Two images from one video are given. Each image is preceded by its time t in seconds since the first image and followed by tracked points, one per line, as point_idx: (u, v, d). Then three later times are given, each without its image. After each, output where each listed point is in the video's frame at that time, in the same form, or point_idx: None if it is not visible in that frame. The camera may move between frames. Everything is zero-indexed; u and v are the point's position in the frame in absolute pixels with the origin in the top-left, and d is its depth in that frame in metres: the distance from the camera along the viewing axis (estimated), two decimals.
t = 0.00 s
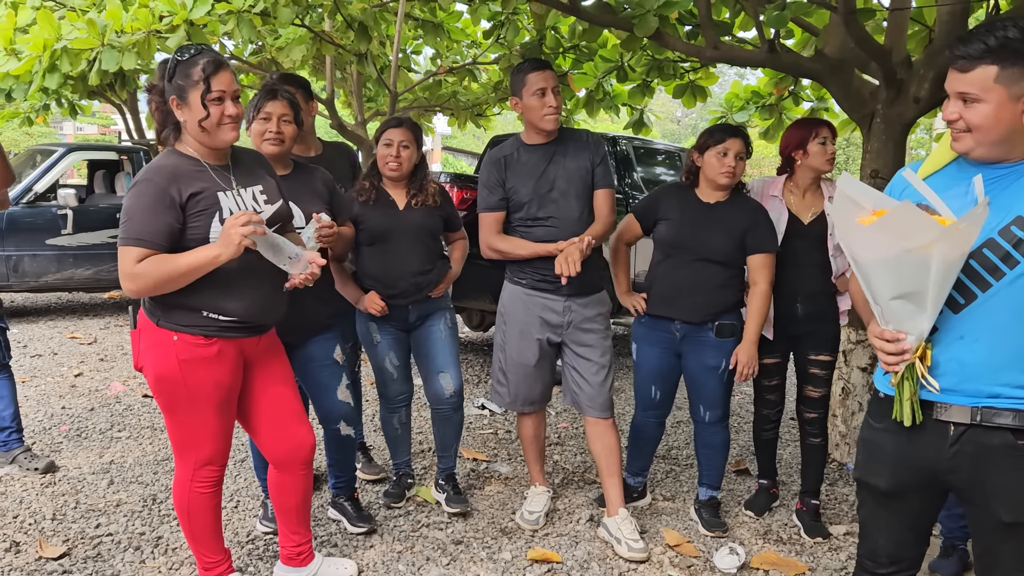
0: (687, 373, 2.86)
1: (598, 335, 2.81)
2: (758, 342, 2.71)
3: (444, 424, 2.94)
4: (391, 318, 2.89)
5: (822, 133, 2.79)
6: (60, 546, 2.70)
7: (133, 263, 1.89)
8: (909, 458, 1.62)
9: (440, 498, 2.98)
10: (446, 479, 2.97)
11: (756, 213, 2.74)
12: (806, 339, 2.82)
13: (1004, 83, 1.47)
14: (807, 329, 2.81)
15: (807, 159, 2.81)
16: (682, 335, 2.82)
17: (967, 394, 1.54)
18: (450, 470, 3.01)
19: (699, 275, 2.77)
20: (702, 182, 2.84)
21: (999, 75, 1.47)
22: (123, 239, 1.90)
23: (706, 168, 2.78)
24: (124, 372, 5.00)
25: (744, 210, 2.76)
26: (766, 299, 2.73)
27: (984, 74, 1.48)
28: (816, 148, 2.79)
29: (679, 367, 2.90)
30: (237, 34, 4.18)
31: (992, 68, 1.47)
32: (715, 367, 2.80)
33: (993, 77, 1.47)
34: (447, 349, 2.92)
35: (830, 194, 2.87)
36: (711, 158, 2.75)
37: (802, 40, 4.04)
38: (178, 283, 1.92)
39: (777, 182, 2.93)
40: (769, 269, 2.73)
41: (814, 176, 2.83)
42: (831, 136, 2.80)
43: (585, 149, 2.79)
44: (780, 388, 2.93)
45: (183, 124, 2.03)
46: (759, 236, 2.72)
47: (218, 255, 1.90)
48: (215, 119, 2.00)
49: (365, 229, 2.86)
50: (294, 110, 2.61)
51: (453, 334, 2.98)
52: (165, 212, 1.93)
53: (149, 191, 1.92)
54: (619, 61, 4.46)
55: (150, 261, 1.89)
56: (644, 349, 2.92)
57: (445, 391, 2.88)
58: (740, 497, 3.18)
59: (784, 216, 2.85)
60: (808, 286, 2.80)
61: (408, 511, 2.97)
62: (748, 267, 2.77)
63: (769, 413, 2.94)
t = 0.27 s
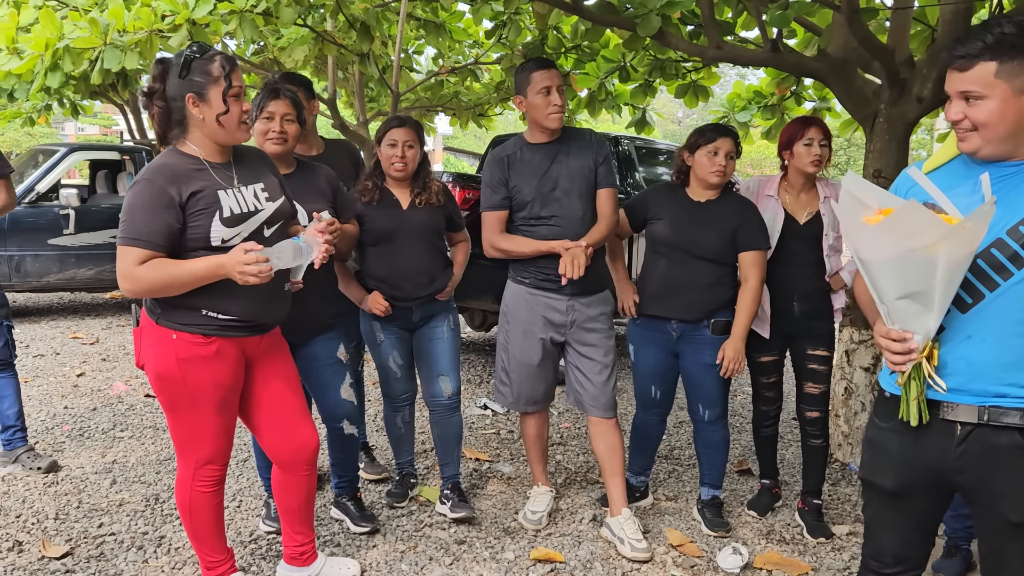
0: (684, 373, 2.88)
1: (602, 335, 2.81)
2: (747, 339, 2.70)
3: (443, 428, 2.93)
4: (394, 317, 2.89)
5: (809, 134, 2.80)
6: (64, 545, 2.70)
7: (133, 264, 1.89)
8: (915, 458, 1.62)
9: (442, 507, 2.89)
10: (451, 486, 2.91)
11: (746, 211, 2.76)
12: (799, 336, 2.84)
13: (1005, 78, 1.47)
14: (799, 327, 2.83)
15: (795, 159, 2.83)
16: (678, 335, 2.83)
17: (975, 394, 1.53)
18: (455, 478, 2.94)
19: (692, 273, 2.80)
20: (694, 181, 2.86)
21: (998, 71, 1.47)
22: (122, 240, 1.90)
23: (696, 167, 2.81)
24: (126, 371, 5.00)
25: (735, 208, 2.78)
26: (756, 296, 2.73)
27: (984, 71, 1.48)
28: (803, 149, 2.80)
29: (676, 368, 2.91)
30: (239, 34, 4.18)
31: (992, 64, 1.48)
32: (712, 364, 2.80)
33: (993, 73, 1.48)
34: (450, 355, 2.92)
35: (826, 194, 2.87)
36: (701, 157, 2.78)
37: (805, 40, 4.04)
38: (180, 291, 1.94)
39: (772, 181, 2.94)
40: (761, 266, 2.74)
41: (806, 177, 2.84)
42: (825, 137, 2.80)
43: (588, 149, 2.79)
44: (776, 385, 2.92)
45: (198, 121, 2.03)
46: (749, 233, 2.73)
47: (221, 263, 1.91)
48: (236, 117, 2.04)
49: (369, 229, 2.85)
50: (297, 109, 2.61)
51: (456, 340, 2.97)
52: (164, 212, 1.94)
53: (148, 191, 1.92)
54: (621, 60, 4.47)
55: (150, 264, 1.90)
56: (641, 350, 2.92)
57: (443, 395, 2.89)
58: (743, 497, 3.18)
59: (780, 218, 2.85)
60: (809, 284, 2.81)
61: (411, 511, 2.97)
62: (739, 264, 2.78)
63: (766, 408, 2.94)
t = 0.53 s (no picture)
0: (680, 372, 2.88)
1: (601, 335, 2.81)
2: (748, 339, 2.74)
3: (440, 428, 2.93)
4: (394, 318, 2.89)
5: (802, 135, 2.81)
6: (64, 546, 2.69)
7: (146, 267, 1.89)
8: (916, 459, 1.62)
9: (444, 509, 2.88)
10: (455, 488, 2.89)
11: (739, 210, 2.78)
12: (796, 334, 2.84)
13: (994, 79, 1.48)
14: (796, 325, 2.83)
15: (790, 159, 2.84)
16: (673, 334, 2.84)
17: (975, 394, 1.53)
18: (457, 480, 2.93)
19: (686, 271, 2.81)
20: (686, 181, 2.88)
21: (987, 73, 1.49)
22: (131, 240, 1.89)
23: (689, 167, 2.82)
24: (126, 372, 4.99)
25: (727, 208, 2.79)
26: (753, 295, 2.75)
27: (973, 73, 1.50)
28: (795, 150, 2.81)
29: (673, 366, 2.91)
30: (240, 34, 4.18)
31: (980, 66, 1.49)
32: (709, 363, 2.80)
33: (982, 75, 1.49)
34: (450, 359, 2.92)
35: (822, 194, 2.86)
36: (694, 157, 2.79)
37: (805, 40, 4.04)
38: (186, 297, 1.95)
39: (769, 182, 2.94)
40: (754, 265, 2.76)
41: (801, 178, 2.84)
42: (820, 138, 2.81)
43: (588, 149, 2.79)
44: (775, 384, 2.93)
45: (217, 118, 2.03)
46: (743, 233, 2.74)
47: (236, 284, 1.97)
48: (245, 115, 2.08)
49: (369, 228, 2.85)
50: (299, 109, 2.62)
51: (457, 345, 2.96)
52: (179, 216, 1.94)
53: (161, 193, 1.92)
54: (620, 61, 4.47)
55: (164, 269, 1.90)
56: (637, 350, 2.92)
57: (439, 398, 2.90)
58: (743, 497, 3.18)
59: (777, 221, 2.86)
60: (806, 284, 2.81)
61: (412, 511, 2.97)
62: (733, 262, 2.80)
63: (765, 408, 2.93)
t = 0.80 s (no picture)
0: (670, 372, 2.88)
1: (593, 335, 2.81)
2: (736, 337, 2.75)
3: (430, 430, 2.93)
4: (386, 319, 2.87)
5: (797, 135, 2.82)
6: (53, 548, 2.67)
7: (145, 269, 1.87)
8: (907, 460, 1.62)
9: (436, 509, 2.87)
10: (446, 489, 2.88)
11: (727, 209, 2.79)
12: (790, 335, 2.84)
13: (983, 78, 1.49)
14: (791, 326, 2.83)
15: (784, 160, 2.85)
16: (663, 334, 2.84)
17: (965, 395, 1.54)
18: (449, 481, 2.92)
19: (676, 271, 2.81)
20: (674, 182, 2.88)
21: (977, 71, 1.49)
22: (129, 241, 1.86)
23: (678, 168, 2.82)
24: (116, 373, 4.96)
25: (715, 208, 2.81)
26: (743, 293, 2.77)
27: (963, 72, 1.50)
28: (790, 151, 2.82)
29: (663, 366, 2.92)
30: (231, 33, 4.16)
31: (970, 64, 1.50)
32: (699, 363, 2.81)
33: (972, 74, 1.50)
34: (441, 359, 2.91)
35: (815, 195, 2.87)
36: (683, 158, 2.79)
37: (796, 41, 4.05)
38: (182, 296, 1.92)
39: (763, 183, 2.94)
40: (744, 264, 2.78)
41: (795, 179, 2.85)
42: (814, 138, 2.82)
43: (581, 150, 2.79)
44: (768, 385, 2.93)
45: (215, 120, 2.01)
46: (732, 232, 2.76)
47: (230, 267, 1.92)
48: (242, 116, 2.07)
49: (362, 228, 2.85)
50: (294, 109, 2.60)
51: (449, 346, 2.95)
52: (176, 217, 1.91)
53: (159, 194, 1.89)
54: (612, 61, 4.48)
55: (162, 269, 1.87)
56: (628, 350, 2.93)
57: (430, 399, 2.88)
58: (734, 497, 3.19)
59: (772, 221, 2.87)
60: (796, 283, 2.84)
61: (403, 512, 2.96)
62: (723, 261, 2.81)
63: (758, 408, 2.95)
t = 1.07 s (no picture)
0: (648, 371, 2.90)
1: (571, 335, 2.83)
2: (710, 335, 2.77)
3: (409, 430, 2.93)
4: (365, 319, 2.87)
5: (782, 135, 2.84)
6: (28, 552, 2.65)
7: (117, 267, 1.85)
8: (873, 458, 1.65)
9: (414, 509, 2.88)
10: (424, 489, 2.90)
11: (701, 211, 2.82)
12: (767, 334, 2.87)
13: (952, 74, 1.52)
14: (770, 325, 2.85)
15: (768, 160, 2.87)
16: (641, 334, 2.87)
17: (927, 393, 1.57)
18: (427, 481, 2.93)
19: (654, 272, 2.83)
20: (650, 182, 2.91)
21: (945, 68, 1.52)
22: (102, 242, 1.85)
23: (652, 169, 2.85)
24: (95, 375, 4.92)
25: (689, 210, 2.83)
26: (718, 293, 2.79)
27: (930, 69, 1.53)
28: (775, 151, 2.84)
29: (640, 365, 2.95)
30: (209, 34, 4.14)
31: (937, 62, 1.53)
32: (675, 362, 2.84)
33: (939, 71, 1.53)
34: (419, 361, 2.91)
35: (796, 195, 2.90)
36: (657, 159, 2.81)
37: (774, 43, 4.09)
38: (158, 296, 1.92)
39: (745, 184, 2.97)
40: (719, 264, 2.81)
41: (778, 179, 2.88)
42: (798, 139, 2.84)
43: (558, 150, 2.80)
44: (749, 386, 2.98)
45: (173, 117, 1.98)
46: (707, 231, 2.79)
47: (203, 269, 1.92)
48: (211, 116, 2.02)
49: (340, 229, 2.84)
50: (269, 111, 2.60)
51: (427, 348, 2.95)
52: (149, 216, 1.90)
53: (131, 194, 1.88)
54: (592, 61, 4.51)
55: (135, 267, 1.86)
56: (605, 350, 2.95)
57: (408, 401, 2.89)
58: (711, 494, 3.22)
59: (753, 220, 2.89)
60: (776, 284, 2.84)
61: (382, 513, 2.96)
62: (698, 261, 2.84)
63: (737, 408, 2.98)
